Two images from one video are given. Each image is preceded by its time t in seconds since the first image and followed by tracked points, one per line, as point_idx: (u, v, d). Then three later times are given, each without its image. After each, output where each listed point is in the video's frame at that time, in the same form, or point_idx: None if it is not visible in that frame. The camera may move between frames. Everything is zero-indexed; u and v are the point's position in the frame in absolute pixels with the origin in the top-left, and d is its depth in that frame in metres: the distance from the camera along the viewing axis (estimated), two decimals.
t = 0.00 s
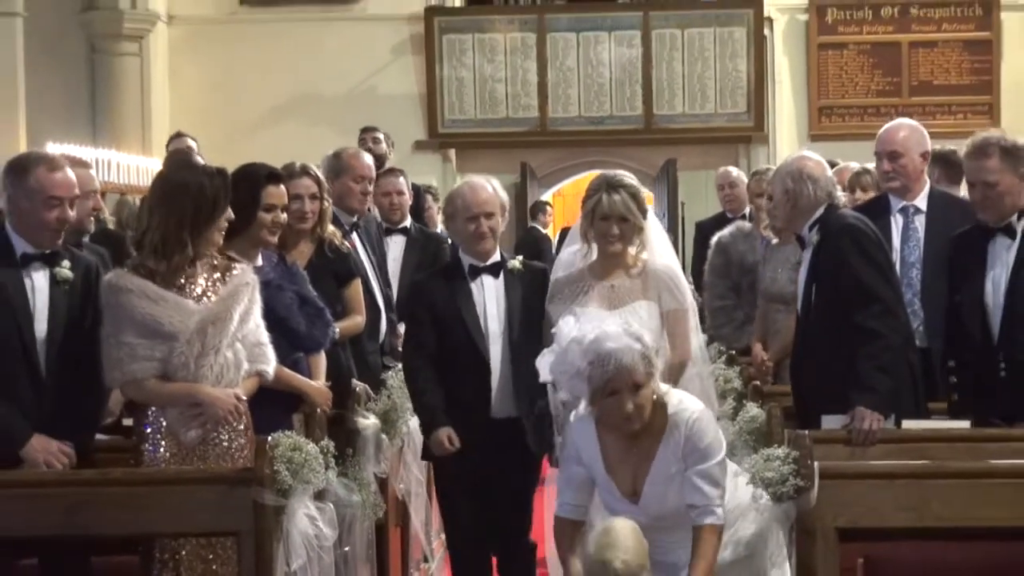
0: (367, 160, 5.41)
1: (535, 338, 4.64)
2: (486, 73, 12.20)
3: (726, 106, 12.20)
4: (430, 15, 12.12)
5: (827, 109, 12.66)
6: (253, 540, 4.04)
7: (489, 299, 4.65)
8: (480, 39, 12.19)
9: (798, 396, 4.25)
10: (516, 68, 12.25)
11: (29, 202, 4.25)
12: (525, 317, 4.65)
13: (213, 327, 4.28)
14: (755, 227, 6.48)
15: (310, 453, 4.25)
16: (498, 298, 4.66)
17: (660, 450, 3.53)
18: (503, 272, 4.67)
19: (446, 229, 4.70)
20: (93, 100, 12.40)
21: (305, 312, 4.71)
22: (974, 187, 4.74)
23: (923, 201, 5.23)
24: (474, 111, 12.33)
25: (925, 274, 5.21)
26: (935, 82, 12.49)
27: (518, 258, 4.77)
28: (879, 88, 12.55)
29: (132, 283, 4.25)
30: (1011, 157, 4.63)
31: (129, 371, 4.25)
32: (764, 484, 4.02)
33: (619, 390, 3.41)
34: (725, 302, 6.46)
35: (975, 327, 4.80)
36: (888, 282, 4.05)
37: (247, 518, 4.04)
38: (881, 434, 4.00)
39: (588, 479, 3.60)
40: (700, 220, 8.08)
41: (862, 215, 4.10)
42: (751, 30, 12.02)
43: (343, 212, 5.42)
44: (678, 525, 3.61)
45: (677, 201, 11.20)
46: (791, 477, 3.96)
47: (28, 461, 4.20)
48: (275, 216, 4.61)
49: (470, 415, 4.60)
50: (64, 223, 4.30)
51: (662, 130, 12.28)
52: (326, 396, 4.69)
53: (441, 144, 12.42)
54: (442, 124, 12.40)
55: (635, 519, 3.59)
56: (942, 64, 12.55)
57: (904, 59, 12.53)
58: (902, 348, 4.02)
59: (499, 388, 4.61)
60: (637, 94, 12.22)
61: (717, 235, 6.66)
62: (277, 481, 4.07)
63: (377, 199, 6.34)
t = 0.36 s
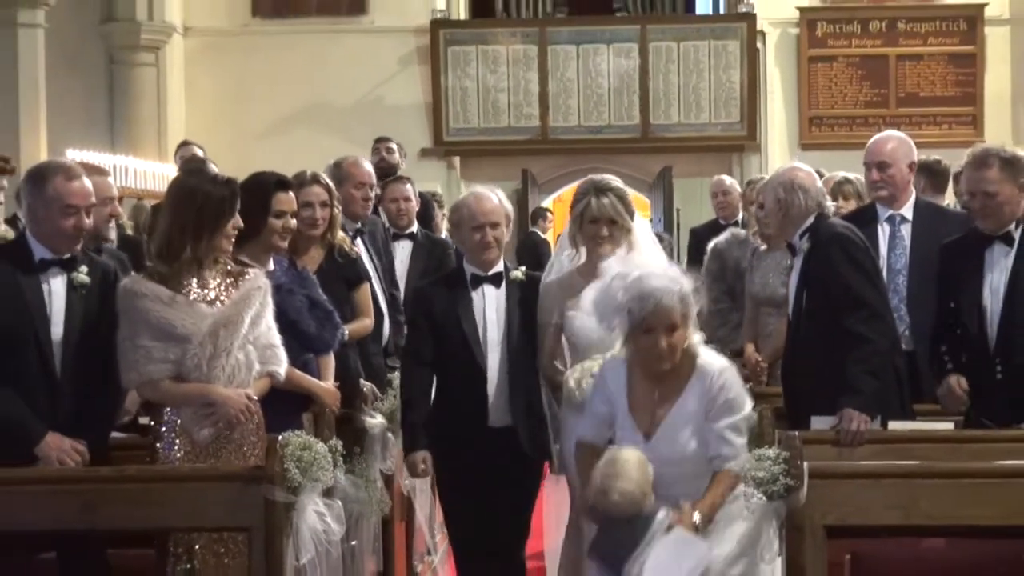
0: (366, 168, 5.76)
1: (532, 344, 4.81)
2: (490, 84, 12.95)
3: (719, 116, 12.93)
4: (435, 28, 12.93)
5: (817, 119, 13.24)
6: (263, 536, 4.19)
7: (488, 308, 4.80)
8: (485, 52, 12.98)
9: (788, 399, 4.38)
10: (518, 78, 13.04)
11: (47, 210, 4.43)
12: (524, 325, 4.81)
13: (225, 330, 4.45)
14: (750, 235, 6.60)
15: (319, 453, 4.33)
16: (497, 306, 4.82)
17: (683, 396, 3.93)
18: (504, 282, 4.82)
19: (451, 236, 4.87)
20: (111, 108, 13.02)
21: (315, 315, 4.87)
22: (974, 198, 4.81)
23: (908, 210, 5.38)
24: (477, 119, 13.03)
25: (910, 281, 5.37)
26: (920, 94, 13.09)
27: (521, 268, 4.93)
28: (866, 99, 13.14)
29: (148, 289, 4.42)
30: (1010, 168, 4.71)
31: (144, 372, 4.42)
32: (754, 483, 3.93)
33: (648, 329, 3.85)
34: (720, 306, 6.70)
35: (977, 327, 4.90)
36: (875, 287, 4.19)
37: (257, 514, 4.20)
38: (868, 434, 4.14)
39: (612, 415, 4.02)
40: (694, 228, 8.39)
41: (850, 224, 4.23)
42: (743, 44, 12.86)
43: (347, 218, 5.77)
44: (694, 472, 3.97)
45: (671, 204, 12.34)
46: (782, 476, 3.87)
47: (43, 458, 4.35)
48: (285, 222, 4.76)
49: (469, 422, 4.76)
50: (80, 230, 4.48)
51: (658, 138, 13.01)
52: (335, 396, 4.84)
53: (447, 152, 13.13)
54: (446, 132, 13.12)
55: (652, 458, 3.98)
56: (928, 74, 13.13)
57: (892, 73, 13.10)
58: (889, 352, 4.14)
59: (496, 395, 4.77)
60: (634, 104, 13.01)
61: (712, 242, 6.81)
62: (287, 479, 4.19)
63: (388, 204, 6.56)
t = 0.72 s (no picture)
0: (366, 170, 6.06)
1: (538, 342, 4.99)
2: (493, 88, 13.36)
3: (714, 119, 13.34)
4: (440, 36, 13.34)
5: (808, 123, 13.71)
6: (276, 525, 4.36)
7: (497, 305, 4.98)
8: (488, 58, 13.40)
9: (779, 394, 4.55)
10: (521, 83, 13.44)
11: (66, 213, 4.62)
12: (531, 323, 5.00)
13: (239, 327, 4.62)
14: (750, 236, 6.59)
15: (331, 445, 4.55)
16: (505, 304, 5.00)
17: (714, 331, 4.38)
18: (512, 281, 5.01)
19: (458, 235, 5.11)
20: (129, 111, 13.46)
21: (325, 312, 5.06)
22: (970, 195, 4.91)
23: (896, 211, 5.51)
24: (481, 123, 13.45)
25: (897, 279, 5.47)
26: (907, 99, 13.64)
27: (526, 267, 5.13)
28: (856, 104, 13.67)
29: (165, 288, 4.60)
30: (1008, 168, 4.81)
31: (162, 367, 4.59)
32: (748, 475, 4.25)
33: (700, 272, 4.26)
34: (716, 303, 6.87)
35: (975, 319, 5.02)
36: (864, 285, 4.33)
37: (270, 505, 4.35)
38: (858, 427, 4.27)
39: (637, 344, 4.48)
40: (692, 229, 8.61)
41: (841, 225, 4.39)
42: (737, 50, 13.27)
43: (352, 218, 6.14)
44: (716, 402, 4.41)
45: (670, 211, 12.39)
46: (774, 469, 4.18)
47: (62, 451, 4.53)
48: (295, 221, 4.94)
49: (477, 416, 4.94)
50: (97, 231, 4.67)
51: (656, 140, 13.40)
52: (344, 390, 5.01)
53: (452, 153, 13.48)
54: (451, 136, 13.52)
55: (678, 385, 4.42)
56: (915, 80, 13.65)
57: (880, 79, 13.65)
58: (877, 348, 4.28)
59: (506, 392, 4.96)
60: (632, 108, 13.42)
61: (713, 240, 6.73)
62: (299, 471, 4.38)
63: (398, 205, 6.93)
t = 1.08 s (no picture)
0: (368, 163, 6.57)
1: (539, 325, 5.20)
2: (499, 82, 13.61)
3: (712, 112, 13.58)
4: (447, 33, 13.58)
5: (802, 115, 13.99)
6: (292, 506, 4.54)
7: (501, 294, 5.17)
8: (494, 53, 13.63)
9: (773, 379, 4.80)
10: (525, 77, 13.70)
11: (87, 206, 4.81)
12: (536, 316, 5.20)
13: (254, 316, 4.79)
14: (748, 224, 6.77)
15: (342, 428, 4.74)
16: (510, 293, 5.19)
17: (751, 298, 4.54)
18: (516, 270, 5.19)
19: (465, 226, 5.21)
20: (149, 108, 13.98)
21: (338, 301, 5.24)
22: (976, 188, 5.04)
23: (887, 202, 5.66)
24: (488, 116, 13.69)
25: (888, 267, 5.61)
26: (900, 92, 13.86)
27: (530, 256, 5.29)
28: (848, 97, 13.98)
29: (183, 279, 4.79)
30: (1012, 163, 4.96)
31: (180, 355, 4.78)
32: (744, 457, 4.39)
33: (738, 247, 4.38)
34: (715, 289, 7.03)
35: (975, 304, 5.14)
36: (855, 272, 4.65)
37: (285, 486, 4.54)
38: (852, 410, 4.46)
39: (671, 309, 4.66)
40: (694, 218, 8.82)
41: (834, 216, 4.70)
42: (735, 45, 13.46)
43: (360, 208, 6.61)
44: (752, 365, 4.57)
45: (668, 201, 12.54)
46: (770, 451, 4.33)
47: (87, 434, 4.72)
48: (308, 212, 5.12)
49: (483, 399, 5.11)
50: (117, 223, 4.85)
51: (656, 132, 13.63)
52: (357, 375, 5.19)
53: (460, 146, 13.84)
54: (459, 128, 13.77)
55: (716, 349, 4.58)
56: (906, 72, 13.90)
57: (871, 73, 13.90)
58: (869, 336, 4.44)
59: (513, 378, 5.13)
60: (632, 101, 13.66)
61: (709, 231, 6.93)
62: (313, 454, 4.58)
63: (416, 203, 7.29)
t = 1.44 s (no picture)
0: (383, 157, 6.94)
1: (542, 316, 5.33)
2: (505, 79, 14.13)
3: (712, 107, 14.10)
4: (456, 32, 14.12)
5: (800, 111, 14.54)
6: (308, 489, 4.71)
7: (501, 291, 5.30)
8: (501, 52, 14.18)
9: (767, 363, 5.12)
10: (532, 74, 14.21)
11: (107, 202, 4.99)
12: (542, 305, 5.33)
13: (271, 307, 4.98)
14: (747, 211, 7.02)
15: (356, 414, 4.91)
16: (509, 289, 5.32)
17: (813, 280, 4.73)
18: (515, 267, 5.32)
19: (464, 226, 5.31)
20: (170, 106, 14.43)
21: (351, 293, 5.41)
22: (980, 183, 5.07)
23: (881, 195, 5.77)
24: (496, 111, 14.20)
25: (882, 258, 5.77)
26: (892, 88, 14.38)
27: (529, 251, 5.43)
28: (842, 92, 14.50)
29: (202, 272, 4.95)
30: (1017, 160, 4.98)
31: (200, 345, 4.93)
32: (743, 444, 4.57)
33: (802, 229, 4.58)
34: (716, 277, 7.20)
35: (974, 295, 5.27)
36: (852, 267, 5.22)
37: (301, 471, 4.71)
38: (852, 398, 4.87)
39: (729, 293, 4.86)
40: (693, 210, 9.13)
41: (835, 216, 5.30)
42: (733, 44, 14.05)
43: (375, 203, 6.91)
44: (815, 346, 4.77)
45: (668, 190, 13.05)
46: (768, 437, 4.55)
47: (110, 422, 4.90)
48: (321, 207, 5.30)
49: (485, 390, 5.27)
50: (137, 219, 5.02)
51: (658, 127, 14.14)
52: (369, 363, 5.36)
53: (468, 141, 14.26)
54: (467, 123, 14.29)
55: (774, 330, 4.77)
56: (898, 70, 14.41)
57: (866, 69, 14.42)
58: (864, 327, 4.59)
59: (513, 370, 5.27)
60: (634, 98, 14.18)
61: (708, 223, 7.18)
62: (328, 440, 4.74)
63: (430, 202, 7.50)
